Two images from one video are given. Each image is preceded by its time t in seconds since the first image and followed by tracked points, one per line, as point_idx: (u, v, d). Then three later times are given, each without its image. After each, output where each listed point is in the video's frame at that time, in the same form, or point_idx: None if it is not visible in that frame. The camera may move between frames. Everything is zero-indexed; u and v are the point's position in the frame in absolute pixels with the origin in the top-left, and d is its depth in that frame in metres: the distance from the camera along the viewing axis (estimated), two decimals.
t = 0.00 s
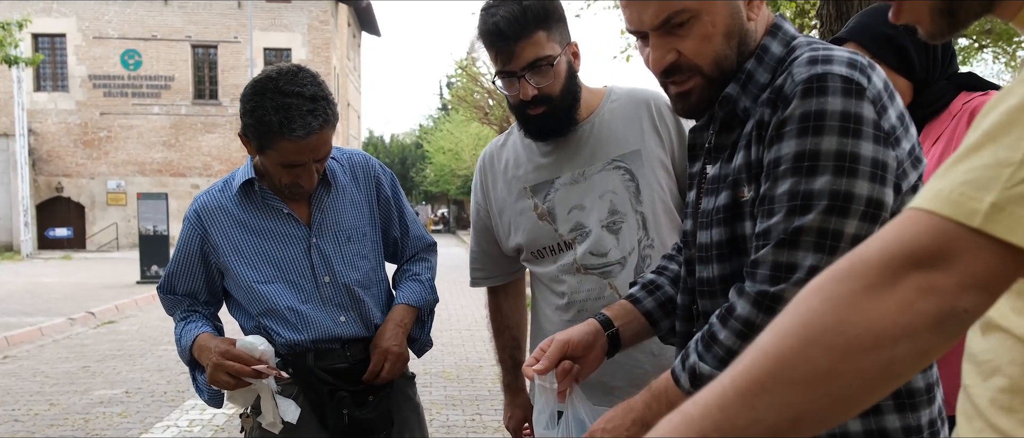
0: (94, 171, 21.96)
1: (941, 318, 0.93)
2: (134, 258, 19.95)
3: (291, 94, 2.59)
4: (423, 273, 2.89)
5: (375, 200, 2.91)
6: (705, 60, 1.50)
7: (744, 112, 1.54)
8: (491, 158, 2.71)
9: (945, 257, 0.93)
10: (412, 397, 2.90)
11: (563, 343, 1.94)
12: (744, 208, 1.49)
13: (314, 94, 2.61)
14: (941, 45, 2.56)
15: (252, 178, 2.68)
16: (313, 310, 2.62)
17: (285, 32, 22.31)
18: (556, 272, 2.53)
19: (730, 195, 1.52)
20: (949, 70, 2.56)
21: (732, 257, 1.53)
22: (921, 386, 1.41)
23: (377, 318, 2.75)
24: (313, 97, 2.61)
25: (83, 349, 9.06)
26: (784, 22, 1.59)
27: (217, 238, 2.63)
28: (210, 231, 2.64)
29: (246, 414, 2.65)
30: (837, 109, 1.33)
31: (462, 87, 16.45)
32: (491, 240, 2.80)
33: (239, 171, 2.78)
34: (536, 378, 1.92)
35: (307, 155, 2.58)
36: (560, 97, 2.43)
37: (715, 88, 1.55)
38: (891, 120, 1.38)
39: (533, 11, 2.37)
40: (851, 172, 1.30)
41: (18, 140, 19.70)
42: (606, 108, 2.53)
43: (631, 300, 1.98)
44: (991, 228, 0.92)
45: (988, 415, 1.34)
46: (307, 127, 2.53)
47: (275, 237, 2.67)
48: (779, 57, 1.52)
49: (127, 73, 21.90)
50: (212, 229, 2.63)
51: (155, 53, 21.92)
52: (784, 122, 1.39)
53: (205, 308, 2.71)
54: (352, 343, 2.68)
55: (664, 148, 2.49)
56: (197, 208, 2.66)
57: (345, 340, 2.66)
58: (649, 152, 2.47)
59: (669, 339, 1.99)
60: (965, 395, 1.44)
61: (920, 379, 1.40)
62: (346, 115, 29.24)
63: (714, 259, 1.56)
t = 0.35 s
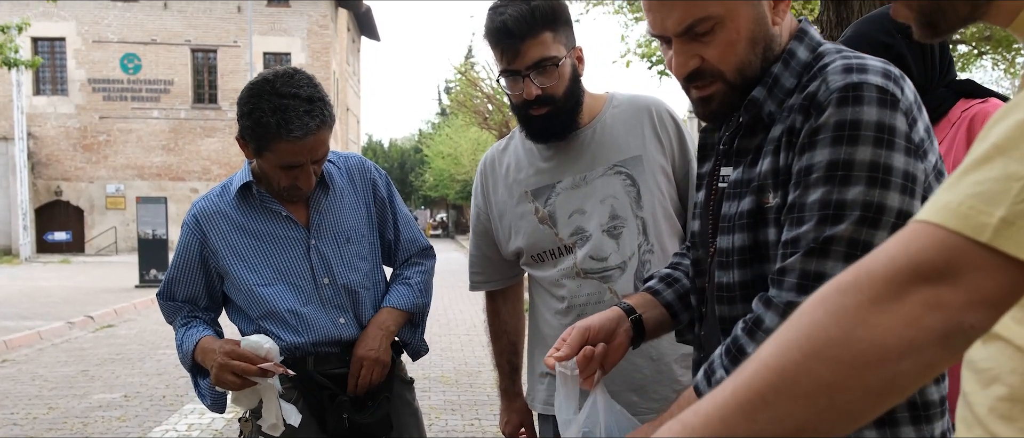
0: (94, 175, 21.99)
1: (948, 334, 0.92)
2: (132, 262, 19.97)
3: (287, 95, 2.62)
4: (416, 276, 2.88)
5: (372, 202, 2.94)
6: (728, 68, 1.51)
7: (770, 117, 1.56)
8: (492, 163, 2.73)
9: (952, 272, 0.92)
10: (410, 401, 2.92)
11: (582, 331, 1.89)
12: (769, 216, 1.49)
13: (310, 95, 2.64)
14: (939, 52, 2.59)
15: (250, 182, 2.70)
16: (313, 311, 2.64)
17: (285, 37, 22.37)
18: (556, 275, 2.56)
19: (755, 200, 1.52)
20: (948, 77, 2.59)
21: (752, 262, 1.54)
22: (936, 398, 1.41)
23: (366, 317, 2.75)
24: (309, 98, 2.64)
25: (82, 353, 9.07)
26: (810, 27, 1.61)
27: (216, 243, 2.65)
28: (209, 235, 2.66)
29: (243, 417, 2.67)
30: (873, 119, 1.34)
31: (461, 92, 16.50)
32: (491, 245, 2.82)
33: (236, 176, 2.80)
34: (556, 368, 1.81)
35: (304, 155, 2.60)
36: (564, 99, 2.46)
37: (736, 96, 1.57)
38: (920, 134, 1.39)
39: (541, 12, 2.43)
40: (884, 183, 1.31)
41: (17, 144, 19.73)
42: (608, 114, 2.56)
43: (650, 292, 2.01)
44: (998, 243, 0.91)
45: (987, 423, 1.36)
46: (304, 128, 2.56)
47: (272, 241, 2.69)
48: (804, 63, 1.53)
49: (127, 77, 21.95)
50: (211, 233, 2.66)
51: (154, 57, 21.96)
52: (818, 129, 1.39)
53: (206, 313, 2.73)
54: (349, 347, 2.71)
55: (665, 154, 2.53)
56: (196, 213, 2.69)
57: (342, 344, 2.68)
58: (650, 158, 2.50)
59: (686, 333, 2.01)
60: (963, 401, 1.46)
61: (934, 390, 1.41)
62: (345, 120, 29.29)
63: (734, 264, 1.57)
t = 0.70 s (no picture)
0: (90, 178, 21.95)
1: (988, 365, 0.86)
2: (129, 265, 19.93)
3: (274, 88, 2.64)
4: (410, 281, 2.84)
5: (368, 204, 2.94)
6: (728, 72, 1.54)
7: (784, 117, 1.56)
8: (491, 165, 2.74)
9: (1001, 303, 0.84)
10: (408, 405, 2.91)
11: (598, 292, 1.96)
12: (786, 216, 1.47)
13: (299, 88, 2.65)
14: (939, 55, 2.61)
15: (244, 185, 2.71)
16: (310, 314, 2.64)
17: (284, 39, 22.37)
18: (555, 278, 2.55)
19: (773, 200, 1.50)
20: (945, 82, 2.62)
21: (776, 263, 1.50)
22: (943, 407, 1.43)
23: (365, 313, 2.76)
24: (298, 91, 2.65)
25: (79, 356, 9.04)
26: (826, 30, 1.62)
27: (212, 248, 2.64)
28: (206, 240, 2.65)
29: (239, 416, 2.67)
30: (905, 118, 1.31)
31: (460, 95, 16.51)
32: (489, 247, 2.82)
33: (231, 181, 2.80)
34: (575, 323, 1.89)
35: (295, 148, 2.60)
36: (566, 100, 2.48)
37: (740, 97, 1.60)
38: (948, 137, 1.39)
39: (550, 13, 2.45)
40: (928, 183, 1.29)
41: (14, 146, 19.70)
42: (608, 119, 2.57)
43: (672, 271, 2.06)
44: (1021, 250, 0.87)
45: (974, 424, 1.44)
46: (293, 119, 2.58)
47: (269, 245, 2.69)
48: (820, 64, 1.54)
49: (124, 80, 21.93)
50: (207, 237, 2.65)
51: (152, 60, 21.94)
52: (852, 131, 1.35)
53: (208, 318, 2.72)
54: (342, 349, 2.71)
55: (665, 158, 2.54)
56: (192, 218, 2.68)
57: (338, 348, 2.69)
58: (650, 163, 2.50)
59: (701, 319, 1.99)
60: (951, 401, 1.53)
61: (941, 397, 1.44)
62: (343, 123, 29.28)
63: (760, 266, 1.52)
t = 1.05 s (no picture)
0: (87, 179, 21.93)
1: None
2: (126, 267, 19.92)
3: (269, 72, 2.70)
4: (411, 284, 2.88)
5: (368, 207, 2.97)
6: (735, 60, 1.59)
7: (793, 106, 1.59)
8: (493, 164, 2.77)
9: None
10: (404, 406, 2.94)
11: (612, 266, 1.97)
12: (795, 205, 1.49)
13: (292, 72, 2.71)
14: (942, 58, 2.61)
15: (248, 184, 2.75)
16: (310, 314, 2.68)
17: (281, 40, 22.39)
18: (556, 279, 2.58)
19: (781, 188, 1.52)
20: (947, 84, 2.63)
21: (777, 251, 1.52)
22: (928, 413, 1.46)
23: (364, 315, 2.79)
24: (292, 75, 2.71)
25: (76, 357, 9.05)
26: (833, 26, 1.65)
27: (216, 245, 2.67)
28: (210, 236, 2.68)
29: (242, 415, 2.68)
30: (926, 105, 1.36)
31: (457, 97, 16.54)
32: (487, 246, 2.85)
33: (235, 179, 2.84)
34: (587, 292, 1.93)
35: (291, 130, 2.64)
36: (573, 98, 2.52)
37: (746, 85, 1.63)
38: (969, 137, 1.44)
39: (565, 10, 2.50)
40: (954, 170, 1.32)
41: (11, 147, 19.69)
42: (612, 121, 2.61)
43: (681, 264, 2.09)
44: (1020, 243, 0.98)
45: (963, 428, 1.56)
46: (287, 99, 2.63)
47: (272, 244, 2.72)
48: (827, 58, 1.57)
49: (121, 81, 21.92)
50: (211, 234, 2.68)
51: (149, 61, 21.95)
52: (875, 117, 1.39)
53: (213, 317, 2.73)
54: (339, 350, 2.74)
55: (666, 163, 2.57)
56: (195, 215, 2.72)
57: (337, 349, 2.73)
58: (653, 167, 2.54)
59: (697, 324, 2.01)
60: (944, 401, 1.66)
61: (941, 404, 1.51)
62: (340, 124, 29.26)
63: (759, 251, 1.54)
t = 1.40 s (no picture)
0: (87, 177, 21.91)
1: None
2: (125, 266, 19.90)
3: (274, 63, 2.70)
4: (414, 287, 2.90)
5: (375, 208, 2.97)
6: (752, 46, 1.58)
7: (799, 101, 1.59)
8: (504, 156, 2.79)
9: None
10: (400, 409, 2.95)
11: (628, 246, 1.96)
12: (798, 200, 1.50)
13: (297, 62, 2.71)
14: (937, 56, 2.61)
15: (255, 179, 2.75)
16: (311, 313, 2.67)
17: (280, 39, 22.37)
18: (561, 274, 2.58)
19: (782, 183, 1.53)
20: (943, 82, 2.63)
21: (776, 246, 1.53)
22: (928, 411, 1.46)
23: (365, 317, 2.79)
24: (297, 65, 2.71)
25: (76, 356, 9.05)
26: (841, 22, 1.65)
27: (221, 238, 2.68)
28: (215, 228, 2.69)
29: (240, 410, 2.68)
30: (926, 103, 1.35)
31: (456, 96, 16.53)
32: (496, 238, 2.86)
33: (244, 172, 2.85)
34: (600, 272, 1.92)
35: (294, 120, 2.64)
36: (590, 93, 2.53)
37: (761, 79, 1.62)
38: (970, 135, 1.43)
39: (588, 4, 2.50)
40: (949, 170, 1.32)
41: (10, 146, 19.69)
42: (626, 118, 2.62)
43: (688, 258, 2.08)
44: None
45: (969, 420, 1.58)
46: (290, 89, 2.63)
47: (277, 239, 2.72)
48: (833, 54, 1.58)
49: (120, 80, 21.91)
50: (216, 226, 2.69)
51: (148, 60, 21.94)
52: (873, 113, 1.39)
53: (217, 311, 2.73)
54: (340, 350, 2.74)
55: (678, 164, 2.58)
56: (201, 207, 2.72)
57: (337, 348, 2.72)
58: (664, 167, 2.54)
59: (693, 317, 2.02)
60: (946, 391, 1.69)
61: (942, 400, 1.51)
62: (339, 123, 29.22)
63: (757, 247, 1.56)
